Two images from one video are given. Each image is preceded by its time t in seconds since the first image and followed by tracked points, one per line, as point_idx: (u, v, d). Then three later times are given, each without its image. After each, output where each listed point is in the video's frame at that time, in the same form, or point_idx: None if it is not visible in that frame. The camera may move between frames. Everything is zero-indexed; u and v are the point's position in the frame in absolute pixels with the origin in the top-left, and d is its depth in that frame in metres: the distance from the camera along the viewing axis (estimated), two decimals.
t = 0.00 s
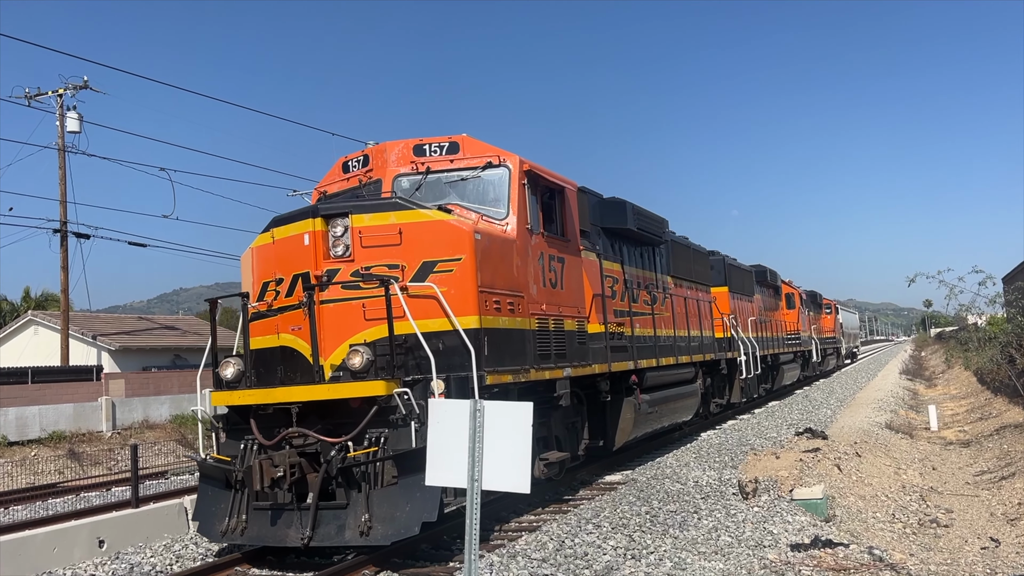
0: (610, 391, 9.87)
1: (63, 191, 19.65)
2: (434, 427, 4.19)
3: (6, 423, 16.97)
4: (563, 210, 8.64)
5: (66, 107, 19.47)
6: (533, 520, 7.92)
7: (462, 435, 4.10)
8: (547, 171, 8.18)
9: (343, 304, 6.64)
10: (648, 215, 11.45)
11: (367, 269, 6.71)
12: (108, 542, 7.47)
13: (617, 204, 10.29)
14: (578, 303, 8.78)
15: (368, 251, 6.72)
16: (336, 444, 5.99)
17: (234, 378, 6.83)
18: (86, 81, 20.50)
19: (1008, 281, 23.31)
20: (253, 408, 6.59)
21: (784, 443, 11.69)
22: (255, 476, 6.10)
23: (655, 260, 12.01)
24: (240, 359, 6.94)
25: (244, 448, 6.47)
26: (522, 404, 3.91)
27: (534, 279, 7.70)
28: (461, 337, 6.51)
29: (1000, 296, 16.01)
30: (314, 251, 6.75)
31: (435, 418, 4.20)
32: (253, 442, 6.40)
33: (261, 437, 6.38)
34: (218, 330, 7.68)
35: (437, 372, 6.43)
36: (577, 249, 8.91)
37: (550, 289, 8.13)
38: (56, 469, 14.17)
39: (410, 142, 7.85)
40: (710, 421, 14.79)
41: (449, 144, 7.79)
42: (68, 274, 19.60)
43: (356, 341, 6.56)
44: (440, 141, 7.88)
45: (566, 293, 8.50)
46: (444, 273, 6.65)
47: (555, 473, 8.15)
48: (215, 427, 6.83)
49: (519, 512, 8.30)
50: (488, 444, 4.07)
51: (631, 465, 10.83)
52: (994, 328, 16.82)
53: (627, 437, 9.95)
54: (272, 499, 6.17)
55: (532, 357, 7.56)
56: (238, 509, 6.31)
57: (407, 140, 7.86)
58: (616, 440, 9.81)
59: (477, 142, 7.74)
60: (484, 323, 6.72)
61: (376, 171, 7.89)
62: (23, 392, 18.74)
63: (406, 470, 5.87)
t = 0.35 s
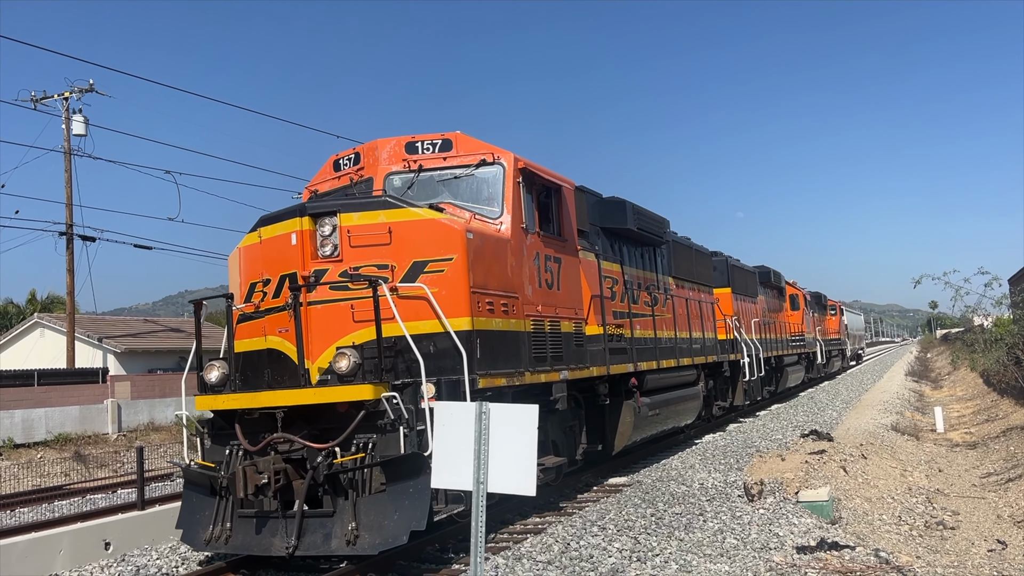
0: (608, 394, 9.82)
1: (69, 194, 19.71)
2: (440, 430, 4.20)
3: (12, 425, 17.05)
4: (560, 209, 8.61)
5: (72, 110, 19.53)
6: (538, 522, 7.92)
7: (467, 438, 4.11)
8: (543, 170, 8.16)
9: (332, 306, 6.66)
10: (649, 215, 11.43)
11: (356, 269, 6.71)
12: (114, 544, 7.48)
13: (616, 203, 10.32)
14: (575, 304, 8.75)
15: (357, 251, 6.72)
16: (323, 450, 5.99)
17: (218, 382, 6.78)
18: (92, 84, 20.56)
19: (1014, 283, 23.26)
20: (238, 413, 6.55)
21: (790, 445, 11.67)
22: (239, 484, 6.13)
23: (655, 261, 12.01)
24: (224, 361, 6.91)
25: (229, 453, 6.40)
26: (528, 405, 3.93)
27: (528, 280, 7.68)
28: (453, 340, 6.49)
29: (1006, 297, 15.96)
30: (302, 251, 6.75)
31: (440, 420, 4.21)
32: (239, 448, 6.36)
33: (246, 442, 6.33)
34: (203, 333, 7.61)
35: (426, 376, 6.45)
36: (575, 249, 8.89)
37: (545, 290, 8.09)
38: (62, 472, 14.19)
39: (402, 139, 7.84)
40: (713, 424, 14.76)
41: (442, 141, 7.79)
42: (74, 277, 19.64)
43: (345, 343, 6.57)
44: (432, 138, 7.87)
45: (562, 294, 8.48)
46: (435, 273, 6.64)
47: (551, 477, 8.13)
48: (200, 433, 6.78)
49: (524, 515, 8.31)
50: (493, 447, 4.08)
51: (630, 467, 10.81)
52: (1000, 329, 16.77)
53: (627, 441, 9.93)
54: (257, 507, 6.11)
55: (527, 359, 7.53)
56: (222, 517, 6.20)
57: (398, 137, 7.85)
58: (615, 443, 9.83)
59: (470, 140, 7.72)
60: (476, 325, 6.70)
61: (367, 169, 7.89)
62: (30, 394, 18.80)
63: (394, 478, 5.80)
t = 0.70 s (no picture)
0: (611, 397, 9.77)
1: (78, 197, 19.80)
2: (448, 431, 4.20)
3: (22, 427, 17.12)
4: (561, 208, 8.59)
5: (81, 113, 19.63)
6: (546, 523, 7.91)
7: (475, 439, 4.11)
8: (543, 168, 8.14)
9: (327, 307, 6.65)
10: (653, 215, 11.40)
11: (350, 269, 6.72)
12: (123, 545, 7.52)
13: (620, 203, 10.29)
14: (576, 305, 8.74)
15: (352, 250, 6.73)
16: (317, 454, 5.99)
17: (210, 384, 6.79)
18: (99, 88, 20.65)
19: None
20: (229, 416, 6.55)
21: (798, 446, 11.63)
22: (231, 488, 6.07)
23: (660, 260, 11.98)
24: (216, 363, 6.92)
25: (222, 457, 6.38)
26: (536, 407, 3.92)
27: (528, 280, 7.67)
28: (450, 341, 6.49)
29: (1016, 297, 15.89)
30: (296, 251, 6.77)
31: (448, 422, 4.21)
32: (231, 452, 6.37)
33: (239, 446, 6.34)
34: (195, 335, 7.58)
35: (422, 378, 6.40)
36: (576, 249, 8.87)
37: (545, 290, 8.08)
38: (71, 473, 14.25)
39: (399, 137, 7.85)
40: (719, 426, 14.73)
41: (440, 139, 7.79)
42: (83, 279, 19.73)
43: (341, 344, 6.57)
44: (430, 136, 7.88)
45: (563, 295, 8.46)
46: (431, 273, 6.64)
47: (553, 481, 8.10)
48: (192, 437, 6.78)
49: (533, 516, 8.30)
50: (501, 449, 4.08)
51: (635, 470, 10.77)
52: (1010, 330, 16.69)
53: (631, 443, 9.82)
54: (250, 512, 6.12)
55: (527, 361, 7.53)
56: (215, 522, 6.25)
57: (396, 136, 7.86)
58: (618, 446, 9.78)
59: (468, 138, 7.73)
60: (473, 326, 6.69)
61: (364, 167, 7.90)
62: (39, 396, 18.89)
63: (389, 483, 5.80)
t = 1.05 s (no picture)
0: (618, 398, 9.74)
1: (89, 200, 19.93)
2: (457, 433, 4.21)
3: (34, 429, 17.23)
4: (566, 208, 8.58)
5: (92, 117, 19.75)
6: (556, 525, 7.90)
7: (485, 441, 4.12)
8: (548, 168, 8.14)
9: (328, 308, 6.68)
10: (661, 214, 11.37)
11: (352, 269, 6.74)
12: (134, 546, 7.57)
13: (626, 202, 10.28)
14: (582, 306, 8.73)
15: (353, 251, 6.75)
16: (317, 458, 6.01)
17: (210, 387, 6.84)
18: (110, 92, 20.78)
19: None
20: (230, 418, 6.57)
21: (809, 447, 11.59)
22: (231, 492, 6.10)
23: (667, 261, 11.95)
24: (218, 366, 6.97)
25: (223, 460, 6.42)
26: (545, 408, 3.93)
27: (533, 281, 7.67)
28: (452, 342, 6.50)
29: None
30: (298, 251, 6.80)
31: (457, 423, 4.23)
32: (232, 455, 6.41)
33: (239, 449, 6.37)
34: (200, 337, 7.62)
35: (424, 380, 6.44)
36: (582, 249, 8.86)
37: (550, 290, 8.08)
38: (83, 475, 14.33)
39: (402, 137, 7.86)
40: (729, 427, 14.68)
41: (443, 139, 7.80)
42: (95, 282, 19.85)
43: (342, 345, 6.60)
44: (433, 136, 7.88)
45: (569, 296, 8.46)
46: (433, 274, 6.65)
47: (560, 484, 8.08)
48: (193, 440, 6.80)
49: (543, 517, 8.30)
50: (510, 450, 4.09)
51: (642, 472, 10.74)
52: None
53: (638, 446, 9.81)
54: (251, 516, 6.14)
55: (532, 362, 7.53)
56: (216, 526, 6.26)
57: (399, 135, 7.87)
58: (625, 448, 9.75)
59: (471, 137, 7.73)
60: (476, 327, 6.70)
61: (367, 167, 7.92)
62: (51, 399, 19.02)
63: (390, 486, 5.80)
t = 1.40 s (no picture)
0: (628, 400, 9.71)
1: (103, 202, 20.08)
2: (470, 434, 4.23)
3: (49, 431, 17.35)
4: (576, 208, 8.58)
5: (105, 120, 19.90)
6: (568, 526, 7.90)
7: (497, 442, 4.12)
8: (557, 168, 8.13)
9: (337, 310, 6.70)
10: (672, 214, 11.35)
11: (361, 270, 6.76)
12: (149, 547, 7.62)
13: (636, 203, 10.26)
14: (592, 307, 8.72)
15: (362, 252, 6.77)
16: (327, 459, 6.04)
17: (220, 389, 6.87)
18: (124, 95, 20.95)
19: None
20: (239, 420, 6.60)
21: (822, 449, 11.54)
22: (240, 494, 6.12)
23: (678, 261, 11.92)
24: (228, 367, 7.01)
25: (232, 462, 6.46)
26: (557, 409, 3.92)
27: (542, 281, 7.68)
28: (461, 343, 6.51)
29: None
30: (307, 253, 6.82)
31: (469, 424, 4.23)
32: (241, 458, 6.44)
33: (249, 451, 6.39)
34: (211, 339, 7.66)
35: (433, 381, 6.44)
36: (591, 249, 8.85)
37: (560, 291, 8.08)
38: (97, 477, 14.42)
39: (411, 138, 7.88)
40: (741, 428, 14.62)
41: (452, 139, 7.82)
42: (108, 285, 19.98)
43: (351, 346, 6.62)
44: (442, 137, 7.90)
45: (579, 296, 8.46)
46: (442, 275, 6.67)
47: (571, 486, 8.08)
48: (203, 441, 6.83)
49: (555, 519, 8.29)
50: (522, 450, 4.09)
51: (654, 473, 10.71)
52: None
53: (649, 447, 9.74)
54: (261, 518, 6.16)
55: (541, 363, 7.53)
56: (226, 528, 6.29)
57: (407, 136, 7.89)
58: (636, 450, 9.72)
59: (480, 138, 7.75)
60: (485, 328, 6.70)
61: (376, 168, 7.94)
62: (66, 400, 19.18)
63: (400, 488, 5.81)
